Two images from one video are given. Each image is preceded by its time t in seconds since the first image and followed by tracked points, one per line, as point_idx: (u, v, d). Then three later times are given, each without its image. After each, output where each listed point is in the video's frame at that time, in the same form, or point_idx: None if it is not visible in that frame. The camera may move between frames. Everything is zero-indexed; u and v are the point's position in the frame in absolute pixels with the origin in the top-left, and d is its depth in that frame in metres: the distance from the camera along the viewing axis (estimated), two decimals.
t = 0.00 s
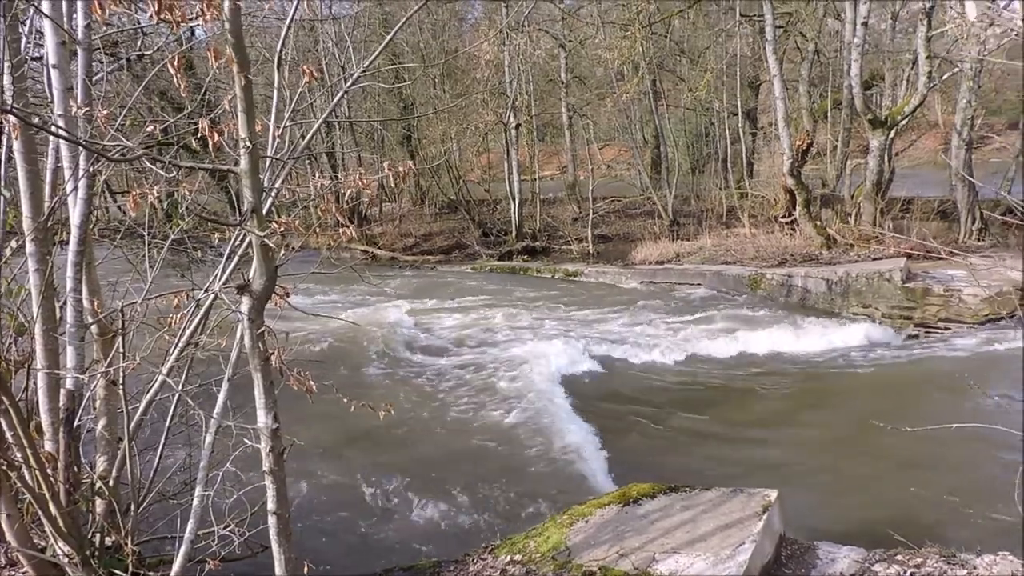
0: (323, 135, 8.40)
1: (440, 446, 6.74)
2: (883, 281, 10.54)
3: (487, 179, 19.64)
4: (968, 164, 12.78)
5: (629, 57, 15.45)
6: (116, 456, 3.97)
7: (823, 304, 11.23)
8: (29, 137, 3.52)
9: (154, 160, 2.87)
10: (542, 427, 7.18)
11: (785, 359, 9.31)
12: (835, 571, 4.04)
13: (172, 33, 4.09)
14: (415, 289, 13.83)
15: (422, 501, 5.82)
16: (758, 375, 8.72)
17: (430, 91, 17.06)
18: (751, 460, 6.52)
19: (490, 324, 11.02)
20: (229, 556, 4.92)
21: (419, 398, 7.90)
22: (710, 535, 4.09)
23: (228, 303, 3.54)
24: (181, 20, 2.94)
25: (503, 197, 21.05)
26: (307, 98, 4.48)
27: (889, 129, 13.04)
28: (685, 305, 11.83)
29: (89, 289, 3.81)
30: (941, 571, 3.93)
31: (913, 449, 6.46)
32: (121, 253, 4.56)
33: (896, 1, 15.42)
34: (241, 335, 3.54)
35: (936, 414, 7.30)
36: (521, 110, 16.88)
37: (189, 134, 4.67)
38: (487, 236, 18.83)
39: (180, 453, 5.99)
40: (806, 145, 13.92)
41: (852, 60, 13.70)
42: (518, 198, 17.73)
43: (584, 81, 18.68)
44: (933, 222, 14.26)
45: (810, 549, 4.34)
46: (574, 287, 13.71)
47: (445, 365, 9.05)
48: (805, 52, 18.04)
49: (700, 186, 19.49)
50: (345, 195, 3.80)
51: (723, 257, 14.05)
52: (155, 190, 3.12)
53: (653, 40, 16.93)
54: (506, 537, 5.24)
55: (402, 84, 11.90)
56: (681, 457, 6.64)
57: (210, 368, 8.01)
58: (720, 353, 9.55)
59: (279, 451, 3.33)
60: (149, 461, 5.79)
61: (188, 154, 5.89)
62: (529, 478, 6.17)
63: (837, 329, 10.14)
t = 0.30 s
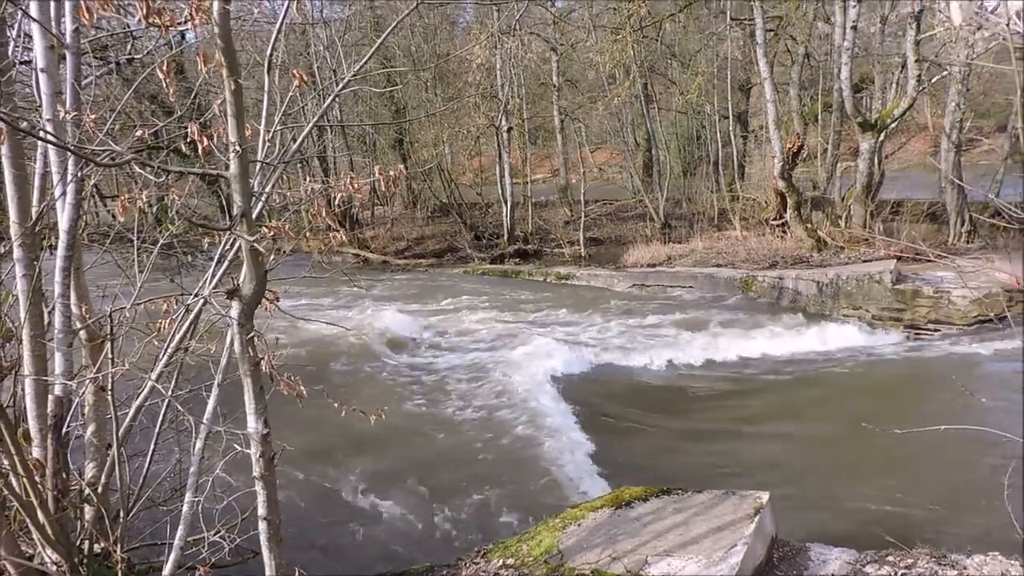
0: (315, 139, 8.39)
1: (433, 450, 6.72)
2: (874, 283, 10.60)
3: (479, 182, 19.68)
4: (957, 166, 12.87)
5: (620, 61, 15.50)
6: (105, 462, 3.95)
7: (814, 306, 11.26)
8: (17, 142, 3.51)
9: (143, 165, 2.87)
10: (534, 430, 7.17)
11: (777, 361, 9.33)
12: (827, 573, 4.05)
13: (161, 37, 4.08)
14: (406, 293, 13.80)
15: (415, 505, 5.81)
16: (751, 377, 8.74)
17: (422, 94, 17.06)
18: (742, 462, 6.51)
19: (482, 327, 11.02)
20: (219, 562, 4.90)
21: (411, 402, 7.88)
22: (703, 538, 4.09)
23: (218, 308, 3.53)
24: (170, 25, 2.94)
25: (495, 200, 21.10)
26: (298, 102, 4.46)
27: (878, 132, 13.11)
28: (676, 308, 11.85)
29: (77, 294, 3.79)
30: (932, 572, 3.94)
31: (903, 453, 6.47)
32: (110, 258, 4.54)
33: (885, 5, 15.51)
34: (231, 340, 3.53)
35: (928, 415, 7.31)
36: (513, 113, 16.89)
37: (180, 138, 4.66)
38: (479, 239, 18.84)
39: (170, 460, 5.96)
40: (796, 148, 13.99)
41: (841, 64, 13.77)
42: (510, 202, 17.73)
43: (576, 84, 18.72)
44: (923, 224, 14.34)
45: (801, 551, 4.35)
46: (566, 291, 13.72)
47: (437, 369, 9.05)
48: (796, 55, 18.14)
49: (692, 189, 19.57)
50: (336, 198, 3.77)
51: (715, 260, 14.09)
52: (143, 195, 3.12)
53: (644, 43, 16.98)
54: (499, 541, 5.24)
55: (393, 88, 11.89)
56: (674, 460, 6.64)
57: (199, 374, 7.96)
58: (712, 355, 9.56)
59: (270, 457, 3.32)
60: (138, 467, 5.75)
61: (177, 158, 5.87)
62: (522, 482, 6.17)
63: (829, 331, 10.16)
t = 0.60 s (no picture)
0: (302, 143, 8.35)
1: (423, 455, 6.70)
2: (861, 285, 10.68)
3: (468, 186, 19.70)
4: (943, 168, 13.00)
5: (609, 64, 15.53)
6: (91, 470, 3.92)
7: (802, 307, 11.28)
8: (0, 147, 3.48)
9: (128, 170, 2.85)
10: (525, 434, 7.17)
11: (767, 363, 9.36)
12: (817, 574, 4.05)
13: (147, 42, 4.06)
14: (395, 297, 13.76)
15: (405, 510, 5.80)
16: (740, 379, 8.76)
17: (411, 98, 17.04)
18: (731, 464, 6.52)
19: (472, 331, 11.01)
20: (208, 570, 4.86)
21: (401, 406, 7.86)
22: (693, 540, 4.10)
23: (205, 313, 3.51)
24: (155, 30, 2.93)
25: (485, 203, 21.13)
26: (285, 106, 4.44)
27: (865, 134, 13.21)
28: (666, 310, 11.88)
29: (62, 301, 3.76)
30: (921, 572, 3.96)
31: (890, 455, 6.49)
32: (96, 263, 4.50)
33: (871, 9, 15.64)
34: (218, 345, 3.51)
35: (917, 415, 7.36)
36: (502, 116, 16.90)
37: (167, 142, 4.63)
38: (469, 242, 18.84)
39: (158, 466, 5.91)
40: (784, 150, 14.07)
41: (827, 67, 13.85)
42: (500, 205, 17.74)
43: (564, 87, 18.72)
44: (909, 226, 14.45)
45: (791, 552, 4.36)
46: (557, 293, 13.73)
47: (427, 373, 9.04)
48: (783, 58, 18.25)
49: (680, 191, 19.67)
50: (324, 203, 3.76)
51: (704, 262, 14.15)
52: (128, 200, 3.10)
53: (632, 46, 17.03)
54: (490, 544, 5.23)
55: (382, 91, 11.88)
56: (664, 462, 6.64)
57: (187, 380, 7.91)
58: (702, 357, 9.58)
59: (258, 462, 3.30)
60: (124, 475, 5.70)
61: (164, 163, 5.82)
62: (513, 485, 6.16)
63: (818, 332, 10.20)
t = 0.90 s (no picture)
0: (293, 146, 8.31)
1: (413, 459, 6.69)
2: (850, 289, 10.73)
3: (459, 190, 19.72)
4: (931, 174, 13.09)
5: (600, 68, 15.53)
6: (77, 475, 3.88)
7: (792, 311, 11.34)
8: None
9: (115, 173, 2.84)
10: (515, 438, 7.16)
11: (756, 367, 9.39)
12: None
13: (136, 45, 4.03)
14: (385, 301, 13.73)
15: (396, 515, 5.78)
16: (730, 383, 8.79)
17: (402, 102, 17.02)
18: (719, 468, 6.53)
19: (462, 335, 10.99)
20: None
21: (390, 411, 7.83)
22: (683, 544, 4.10)
23: (193, 317, 3.50)
24: (143, 33, 2.92)
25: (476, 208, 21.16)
26: (274, 110, 4.43)
27: (853, 140, 13.29)
28: (657, 314, 11.90)
29: (49, 305, 3.73)
30: None
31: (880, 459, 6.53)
32: (84, 267, 4.47)
33: (859, 15, 15.79)
34: (206, 349, 3.50)
35: (906, 419, 7.39)
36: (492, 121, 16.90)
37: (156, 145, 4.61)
38: (459, 246, 18.83)
39: (145, 471, 5.88)
40: (773, 155, 14.14)
41: (817, 73, 13.92)
42: (491, 209, 17.73)
43: (555, 92, 18.67)
44: (898, 231, 14.53)
45: (780, 556, 4.36)
46: (547, 297, 13.73)
47: (418, 377, 9.02)
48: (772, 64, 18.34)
49: (671, 196, 19.74)
50: (314, 207, 3.75)
51: (694, 266, 14.19)
52: (116, 204, 3.09)
53: (623, 51, 17.07)
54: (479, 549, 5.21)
55: (372, 95, 11.85)
56: (654, 466, 6.65)
57: (174, 385, 7.85)
58: (693, 362, 9.60)
59: (245, 468, 3.29)
60: (110, 480, 5.65)
61: (153, 167, 5.80)
62: (503, 490, 6.15)
63: (807, 336, 10.24)
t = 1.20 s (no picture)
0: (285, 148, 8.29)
1: (405, 462, 6.68)
2: (842, 292, 10.77)
3: (452, 193, 19.72)
4: (922, 177, 13.16)
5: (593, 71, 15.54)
6: (68, 479, 3.86)
7: (784, 314, 11.37)
8: None
9: (105, 175, 2.82)
10: (508, 441, 7.15)
11: (748, 369, 9.41)
12: None
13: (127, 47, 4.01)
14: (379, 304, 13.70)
15: (388, 519, 5.77)
16: (723, 386, 8.79)
17: (396, 104, 17.00)
18: (712, 471, 6.54)
19: (456, 338, 10.97)
20: None
21: (383, 414, 7.81)
22: (676, 546, 4.10)
23: (184, 321, 3.48)
24: (135, 35, 2.91)
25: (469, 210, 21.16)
26: (267, 113, 4.42)
27: (845, 143, 13.34)
28: (650, 317, 11.90)
29: (39, 308, 3.71)
30: None
31: (872, 461, 6.56)
32: (75, 270, 4.45)
33: (851, 19, 15.87)
34: (197, 353, 3.49)
35: (898, 422, 7.42)
36: (486, 124, 16.89)
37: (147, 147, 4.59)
38: (452, 249, 18.82)
39: (136, 475, 5.85)
40: (766, 158, 14.18)
41: (809, 77, 13.97)
42: (484, 212, 17.71)
43: (549, 95, 18.67)
44: (889, 233, 14.59)
45: (773, 558, 4.36)
46: (540, 300, 13.73)
47: (410, 380, 9.00)
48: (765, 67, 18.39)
49: (664, 199, 19.78)
50: (307, 210, 3.74)
51: (687, 269, 14.21)
52: (106, 207, 3.07)
53: (616, 55, 17.11)
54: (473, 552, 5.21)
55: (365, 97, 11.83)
56: (647, 469, 6.65)
57: (165, 388, 7.81)
58: (685, 364, 9.62)
59: (237, 471, 3.28)
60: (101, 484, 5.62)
61: (146, 169, 5.77)
62: (496, 493, 6.15)
63: (800, 338, 10.27)
